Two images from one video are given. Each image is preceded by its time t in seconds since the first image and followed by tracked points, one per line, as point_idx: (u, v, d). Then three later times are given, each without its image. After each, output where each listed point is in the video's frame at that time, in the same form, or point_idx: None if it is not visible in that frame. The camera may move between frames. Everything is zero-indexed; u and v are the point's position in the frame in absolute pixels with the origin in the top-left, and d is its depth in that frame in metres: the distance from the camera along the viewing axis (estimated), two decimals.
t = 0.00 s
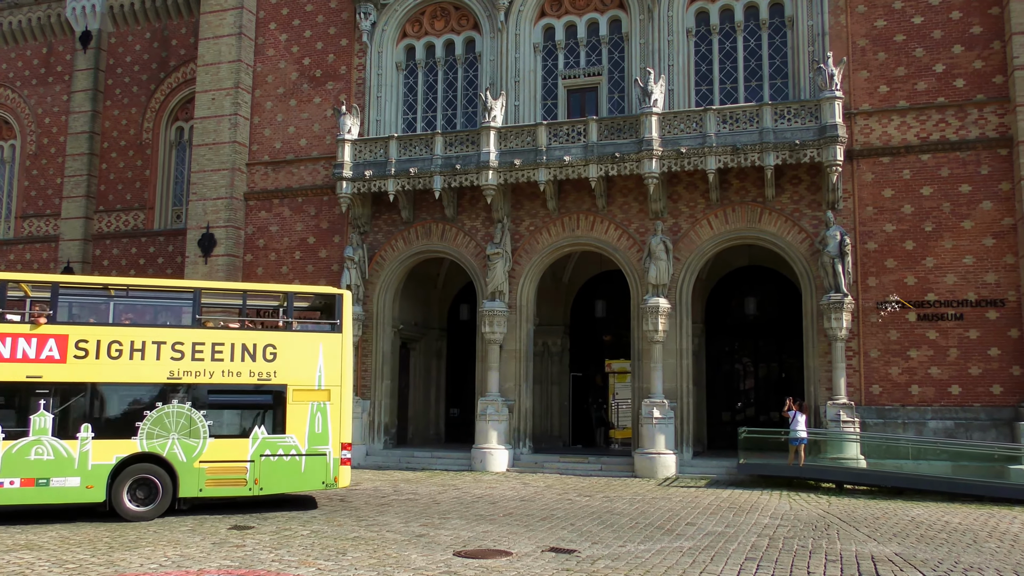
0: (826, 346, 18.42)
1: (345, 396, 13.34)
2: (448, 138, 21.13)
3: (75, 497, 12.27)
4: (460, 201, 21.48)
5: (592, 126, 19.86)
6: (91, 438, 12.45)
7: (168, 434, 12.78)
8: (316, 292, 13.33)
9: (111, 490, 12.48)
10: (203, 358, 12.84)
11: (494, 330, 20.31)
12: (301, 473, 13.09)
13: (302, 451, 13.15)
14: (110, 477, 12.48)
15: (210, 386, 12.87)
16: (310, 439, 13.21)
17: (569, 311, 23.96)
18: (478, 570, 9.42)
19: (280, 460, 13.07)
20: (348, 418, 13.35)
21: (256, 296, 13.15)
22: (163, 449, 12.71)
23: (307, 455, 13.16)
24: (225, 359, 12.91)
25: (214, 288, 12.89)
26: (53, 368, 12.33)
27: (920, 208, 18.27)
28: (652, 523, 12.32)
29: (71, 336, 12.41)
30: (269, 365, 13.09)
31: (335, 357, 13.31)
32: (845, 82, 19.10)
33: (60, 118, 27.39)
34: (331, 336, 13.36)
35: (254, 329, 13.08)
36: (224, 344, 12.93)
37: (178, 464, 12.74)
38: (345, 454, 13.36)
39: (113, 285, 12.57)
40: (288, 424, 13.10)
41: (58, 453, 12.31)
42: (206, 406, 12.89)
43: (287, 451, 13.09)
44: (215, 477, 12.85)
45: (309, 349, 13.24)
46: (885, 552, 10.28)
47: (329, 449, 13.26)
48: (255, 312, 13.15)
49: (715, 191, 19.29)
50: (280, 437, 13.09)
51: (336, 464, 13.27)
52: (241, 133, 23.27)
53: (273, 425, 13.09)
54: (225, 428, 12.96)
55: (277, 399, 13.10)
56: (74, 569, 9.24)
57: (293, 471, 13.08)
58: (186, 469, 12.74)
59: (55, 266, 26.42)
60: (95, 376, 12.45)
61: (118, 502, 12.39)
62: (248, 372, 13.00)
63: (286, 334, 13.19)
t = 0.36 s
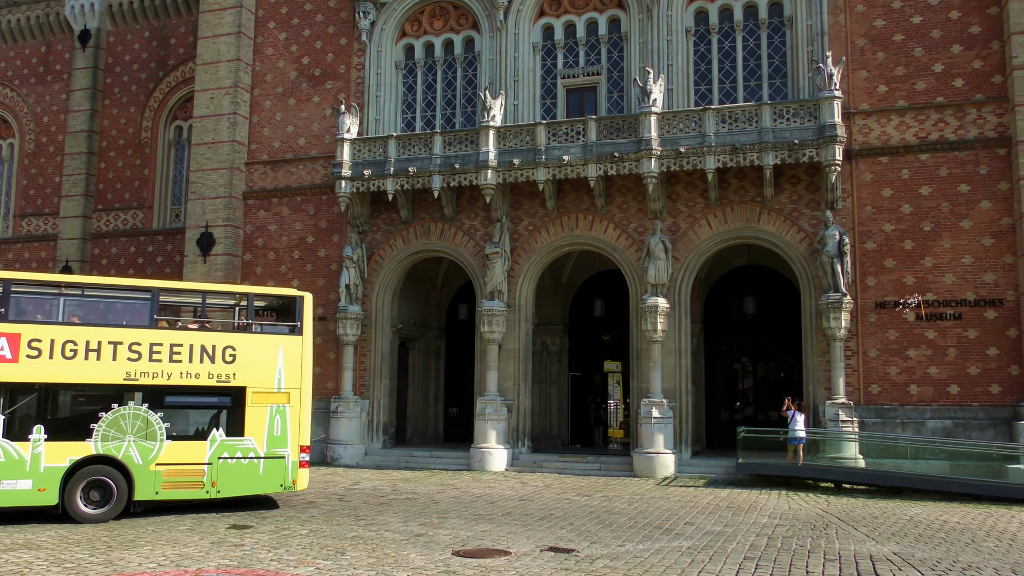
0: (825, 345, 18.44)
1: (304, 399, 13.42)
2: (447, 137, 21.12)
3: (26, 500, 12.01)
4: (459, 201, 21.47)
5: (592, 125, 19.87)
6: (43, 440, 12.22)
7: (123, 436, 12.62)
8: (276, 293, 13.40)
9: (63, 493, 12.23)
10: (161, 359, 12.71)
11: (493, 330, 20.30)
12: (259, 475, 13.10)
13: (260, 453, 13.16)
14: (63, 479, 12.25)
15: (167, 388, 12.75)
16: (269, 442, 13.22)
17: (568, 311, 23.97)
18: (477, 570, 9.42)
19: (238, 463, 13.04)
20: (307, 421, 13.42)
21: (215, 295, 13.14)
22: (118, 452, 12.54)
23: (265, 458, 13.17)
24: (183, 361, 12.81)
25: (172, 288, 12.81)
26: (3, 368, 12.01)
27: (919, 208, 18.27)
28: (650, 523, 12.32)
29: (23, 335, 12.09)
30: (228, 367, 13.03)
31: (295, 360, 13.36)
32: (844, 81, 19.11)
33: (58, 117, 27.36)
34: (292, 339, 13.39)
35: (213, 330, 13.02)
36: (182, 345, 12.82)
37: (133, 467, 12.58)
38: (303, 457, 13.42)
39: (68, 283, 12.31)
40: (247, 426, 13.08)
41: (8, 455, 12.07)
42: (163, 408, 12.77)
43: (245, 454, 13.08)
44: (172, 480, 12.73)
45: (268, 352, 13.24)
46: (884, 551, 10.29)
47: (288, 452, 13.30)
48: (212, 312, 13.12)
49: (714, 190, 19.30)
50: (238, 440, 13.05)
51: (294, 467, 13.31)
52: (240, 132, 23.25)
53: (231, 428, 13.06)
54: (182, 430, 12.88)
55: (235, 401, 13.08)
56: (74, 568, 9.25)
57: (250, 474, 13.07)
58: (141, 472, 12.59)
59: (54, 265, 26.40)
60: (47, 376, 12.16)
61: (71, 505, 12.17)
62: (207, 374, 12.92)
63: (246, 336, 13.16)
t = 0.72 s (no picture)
0: (823, 346, 18.45)
1: (262, 404, 13.41)
2: (445, 138, 21.13)
3: None
4: (457, 201, 21.48)
5: (591, 126, 19.89)
6: None
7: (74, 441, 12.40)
8: (234, 295, 13.33)
9: (12, 498, 11.98)
10: (116, 362, 12.54)
11: (491, 330, 20.28)
12: (215, 481, 13.04)
13: (215, 459, 13.10)
14: (12, 485, 11.97)
15: (120, 392, 12.58)
16: (225, 447, 13.15)
17: (566, 312, 23.95)
18: (474, 571, 9.41)
19: (192, 468, 12.96)
20: (264, 426, 13.43)
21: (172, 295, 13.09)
22: (69, 457, 12.32)
23: (220, 463, 13.11)
24: (138, 364, 12.66)
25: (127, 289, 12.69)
26: None
27: (917, 209, 18.28)
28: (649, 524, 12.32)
29: None
30: (185, 371, 12.95)
31: (254, 365, 13.33)
32: (843, 83, 19.11)
33: (57, 117, 27.35)
34: (251, 344, 13.34)
35: (170, 334, 12.89)
36: (138, 349, 12.67)
37: (85, 472, 12.37)
38: (260, 463, 13.37)
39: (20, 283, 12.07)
40: (202, 432, 13.02)
41: None
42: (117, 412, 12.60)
43: (201, 460, 13.01)
44: (124, 486, 12.59)
45: (226, 357, 13.17)
46: (882, 553, 10.29)
47: (244, 458, 13.25)
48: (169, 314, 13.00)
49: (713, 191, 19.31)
50: (194, 446, 12.98)
51: (250, 473, 13.28)
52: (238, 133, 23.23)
53: (186, 433, 12.99)
54: (136, 434, 12.75)
55: (191, 406, 13.01)
56: (70, 568, 9.25)
57: (205, 480, 13.00)
58: (94, 478, 12.40)
59: (52, 265, 26.37)
60: None
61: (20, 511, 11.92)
62: (162, 378, 12.81)
63: (203, 340, 13.06)
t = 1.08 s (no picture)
0: (821, 347, 18.46)
1: (221, 405, 13.31)
2: (445, 138, 21.13)
3: None
4: (457, 201, 21.49)
5: (591, 127, 19.91)
6: None
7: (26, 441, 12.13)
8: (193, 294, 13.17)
9: None
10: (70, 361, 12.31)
11: (490, 330, 20.29)
12: (171, 483, 12.88)
13: (172, 461, 12.93)
14: None
15: (75, 392, 12.35)
16: (182, 448, 13.00)
17: (565, 312, 23.96)
18: (472, 570, 9.41)
19: (148, 470, 12.77)
20: (222, 428, 13.34)
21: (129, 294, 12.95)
22: (21, 457, 12.04)
23: (177, 465, 12.95)
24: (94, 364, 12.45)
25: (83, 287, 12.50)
26: None
27: (916, 210, 18.30)
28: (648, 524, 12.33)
29: None
30: (142, 371, 12.77)
31: (214, 365, 13.24)
32: (843, 84, 19.12)
33: (57, 116, 27.34)
34: (210, 344, 13.24)
35: (127, 333, 12.70)
36: (93, 348, 12.46)
37: (36, 473, 12.09)
38: (217, 464, 13.31)
39: None
40: (160, 433, 12.85)
41: None
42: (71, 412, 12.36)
43: (157, 461, 12.82)
44: (77, 488, 12.32)
45: (185, 358, 13.04)
46: (880, 554, 10.29)
47: (201, 459, 13.13)
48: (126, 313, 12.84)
49: (712, 192, 19.32)
50: (151, 447, 12.80)
51: (207, 475, 13.17)
52: (238, 132, 23.23)
53: (142, 434, 12.79)
54: (90, 435, 12.51)
55: (147, 406, 12.84)
56: (69, 567, 9.23)
57: (161, 481, 12.82)
58: (45, 479, 12.12)
59: (51, 264, 26.37)
60: None
61: None
62: (119, 378, 12.60)
63: (161, 340, 12.91)
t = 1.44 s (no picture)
0: (821, 347, 18.46)
1: (179, 403, 13.03)
2: (445, 137, 21.13)
3: None
4: (456, 201, 21.49)
5: (590, 127, 19.91)
6: None
7: None
8: (152, 293, 12.89)
9: None
10: (23, 358, 11.90)
11: (489, 330, 20.29)
12: (127, 483, 12.57)
13: (128, 460, 12.61)
14: None
15: (28, 390, 11.95)
16: (139, 447, 12.70)
17: (564, 312, 23.95)
18: (472, 570, 9.40)
19: (104, 469, 12.43)
20: (180, 427, 13.06)
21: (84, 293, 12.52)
22: None
23: (134, 464, 12.65)
24: (48, 361, 12.04)
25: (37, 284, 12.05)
26: None
27: (916, 211, 18.30)
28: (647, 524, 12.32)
29: None
30: (98, 369, 12.39)
31: (172, 363, 12.95)
32: (843, 84, 19.12)
33: (56, 115, 27.31)
34: (169, 342, 12.96)
35: (83, 330, 12.31)
36: (48, 345, 12.05)
37: None
38: (174, 464, 13.05)
39: None
40: (115, 431, 12.50)
41: None
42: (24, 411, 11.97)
43: (113, 460, 12.50)
44: (30, 487, 11.94)
45: (143, 355, 12.71)
46: (879, 554, 10.29)
47: (159, 459, 12.84)
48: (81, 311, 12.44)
49: (711, 192, 19.31)
50: (106, 445, 12.47)
51: (165, 474, 12.90)
52: (238, 131, 23.21)
53: (98, 433, 12.44)
54: (44, 434, 12.14)
55: (103, 405, 12.47)
56: (67, 567, 9.21)
57: (117, 481, 12.49)
58: None
59: (50, 263, 26.35)
60: None
61: None
62: (74, 376, 12.20)
63: (117, 337, 12.55)
